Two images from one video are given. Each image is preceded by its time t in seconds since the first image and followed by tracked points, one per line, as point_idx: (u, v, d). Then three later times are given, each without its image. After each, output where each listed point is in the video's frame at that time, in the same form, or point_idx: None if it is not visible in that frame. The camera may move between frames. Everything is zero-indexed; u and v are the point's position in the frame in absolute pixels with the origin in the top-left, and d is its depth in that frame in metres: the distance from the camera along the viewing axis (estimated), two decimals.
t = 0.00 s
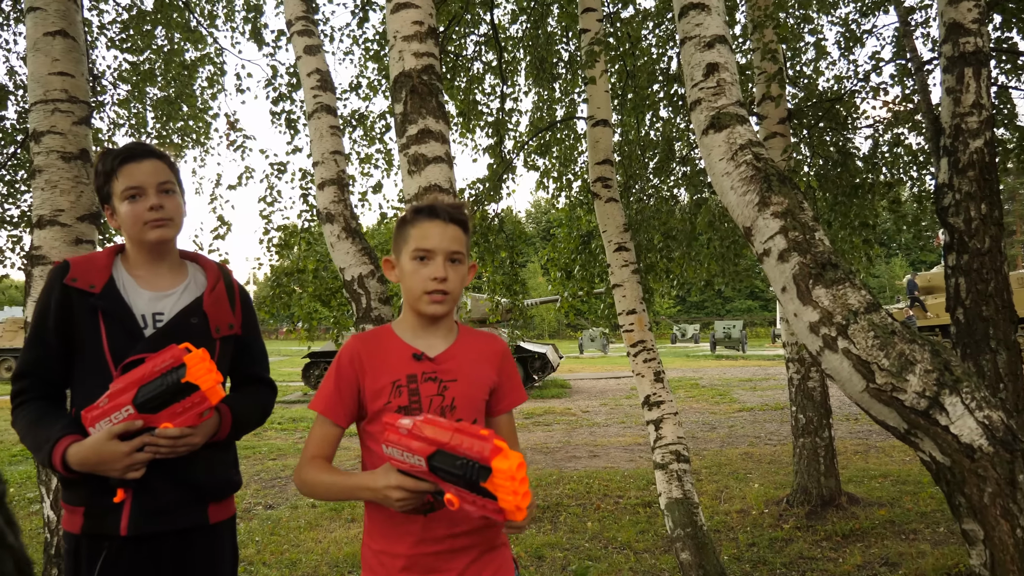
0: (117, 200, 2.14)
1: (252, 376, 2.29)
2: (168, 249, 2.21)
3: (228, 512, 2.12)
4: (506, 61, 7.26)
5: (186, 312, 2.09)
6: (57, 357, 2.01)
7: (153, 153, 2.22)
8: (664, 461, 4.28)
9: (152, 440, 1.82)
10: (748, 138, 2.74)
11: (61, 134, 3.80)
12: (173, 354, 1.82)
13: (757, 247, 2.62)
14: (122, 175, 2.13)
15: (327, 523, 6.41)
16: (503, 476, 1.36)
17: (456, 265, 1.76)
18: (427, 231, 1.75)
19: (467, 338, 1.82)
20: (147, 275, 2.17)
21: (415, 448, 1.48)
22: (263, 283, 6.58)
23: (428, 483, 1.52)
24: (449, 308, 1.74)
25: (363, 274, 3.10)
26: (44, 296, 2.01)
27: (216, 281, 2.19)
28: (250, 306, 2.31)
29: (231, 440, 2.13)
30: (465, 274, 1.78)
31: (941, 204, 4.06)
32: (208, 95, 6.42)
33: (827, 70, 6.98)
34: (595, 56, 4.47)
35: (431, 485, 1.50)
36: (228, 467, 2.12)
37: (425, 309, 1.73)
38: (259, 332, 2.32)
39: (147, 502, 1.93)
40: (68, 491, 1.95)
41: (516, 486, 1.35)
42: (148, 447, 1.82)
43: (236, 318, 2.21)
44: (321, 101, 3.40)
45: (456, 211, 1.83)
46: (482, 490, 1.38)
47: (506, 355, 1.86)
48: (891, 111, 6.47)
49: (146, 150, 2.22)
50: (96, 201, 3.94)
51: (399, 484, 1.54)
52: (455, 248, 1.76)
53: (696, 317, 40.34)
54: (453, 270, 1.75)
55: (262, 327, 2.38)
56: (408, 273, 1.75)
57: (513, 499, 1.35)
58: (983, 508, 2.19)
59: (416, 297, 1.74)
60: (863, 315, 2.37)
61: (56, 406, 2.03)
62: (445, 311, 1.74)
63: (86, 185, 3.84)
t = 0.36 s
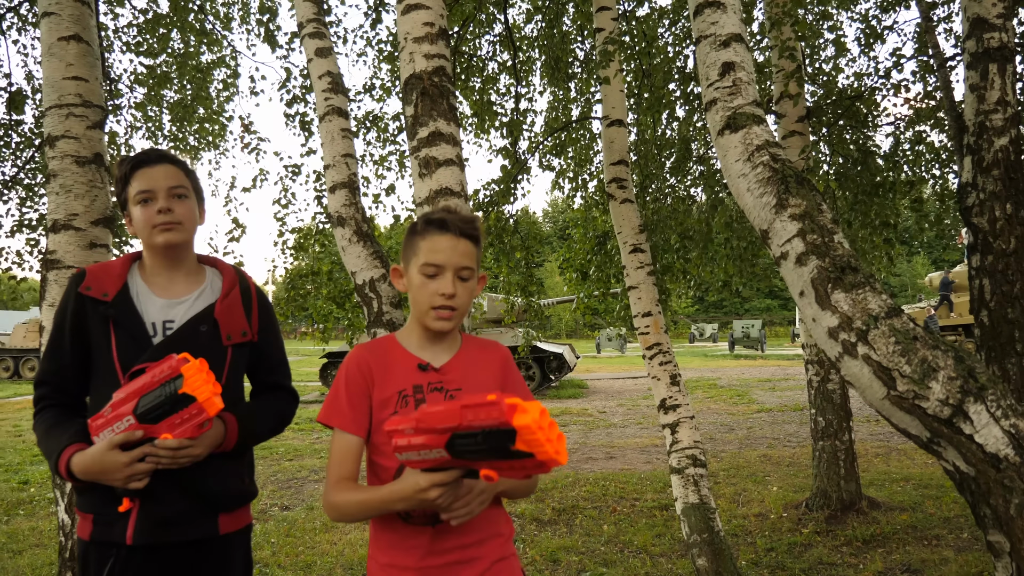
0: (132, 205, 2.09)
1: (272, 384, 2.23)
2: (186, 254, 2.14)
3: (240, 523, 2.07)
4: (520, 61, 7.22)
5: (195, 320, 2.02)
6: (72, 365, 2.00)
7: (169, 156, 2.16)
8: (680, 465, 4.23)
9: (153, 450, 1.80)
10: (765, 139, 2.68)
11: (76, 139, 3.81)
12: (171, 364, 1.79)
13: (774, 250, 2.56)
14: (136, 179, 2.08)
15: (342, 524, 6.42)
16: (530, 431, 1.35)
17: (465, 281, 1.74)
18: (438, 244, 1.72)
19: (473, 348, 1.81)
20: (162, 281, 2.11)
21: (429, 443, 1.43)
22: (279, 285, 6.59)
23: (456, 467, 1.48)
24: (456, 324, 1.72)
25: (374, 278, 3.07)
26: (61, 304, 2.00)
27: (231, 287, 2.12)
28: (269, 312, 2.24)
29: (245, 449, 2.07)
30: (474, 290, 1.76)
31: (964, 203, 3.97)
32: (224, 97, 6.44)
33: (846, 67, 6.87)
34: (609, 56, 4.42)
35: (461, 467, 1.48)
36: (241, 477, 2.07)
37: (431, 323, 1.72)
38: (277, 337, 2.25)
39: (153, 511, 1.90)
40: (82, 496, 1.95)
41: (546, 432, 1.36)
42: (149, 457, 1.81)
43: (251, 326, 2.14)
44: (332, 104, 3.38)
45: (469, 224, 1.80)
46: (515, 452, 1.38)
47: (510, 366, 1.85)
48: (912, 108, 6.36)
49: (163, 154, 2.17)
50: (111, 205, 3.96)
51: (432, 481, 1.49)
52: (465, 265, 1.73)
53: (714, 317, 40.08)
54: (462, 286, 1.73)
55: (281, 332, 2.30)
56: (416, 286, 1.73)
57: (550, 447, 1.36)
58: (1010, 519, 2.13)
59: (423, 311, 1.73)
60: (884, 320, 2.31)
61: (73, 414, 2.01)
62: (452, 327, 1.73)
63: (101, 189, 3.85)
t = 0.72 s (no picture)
0: (134, 208, 1.97)
1: (276, 388, 2.09)
2: (189, 257, 2.02)
3: (241, 530, 1.96)
4: (530, 59, 7.17)
5: (193, 324, 1.89)
6: (74, 370, 1.89)
7: (175, 158, 2.05)
8: (689, 469, 4.16)
9: (147, 457, 1.69)
10: (771, 136, 2.61)
11: (79, 141, 3.81)
12: (165, 369, 1.68)
13: (781, 250, 2.49)
14: (140, 183, 1.97)
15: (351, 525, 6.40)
16: (525, 401, 1.33)
17: (455, 278, 1.69)
18: (425, 242, 1.69)
19: (466, 351, 1.76)
20: (163, 286, 1.99)
21: (427, 426, 1.41)
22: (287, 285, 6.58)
23: (452, 455, 1.45)
24: (447, 322, 1.67)
25: (375, 279, 3.03)
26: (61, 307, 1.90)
27: (232, 291, 1.99)
28: (275, 314, 2.11)
29: (246, 454, 1.96)
30: (465, 287, 1.71)
31: (982, 201, 3.87)
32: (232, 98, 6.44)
33: (860, 63, 6.76)
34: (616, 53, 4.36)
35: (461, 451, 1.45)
36: (242, 482, 1.95)
37: (422, 323, 1.67)
38: (281, 341, 2.11)
39: (150, 517, 1.79)
40: (81, 501, 1.86)
41: (542, 402, 1.34)
42: (143, 464, 1.70)
43: (253, 330, 2.01)
44: (333, 104, 3.35)
45: (456, 220, 1.76)
46: (513, 426, 1.36)
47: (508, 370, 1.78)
48: (928, 104, 6.23)
49: (169, 156, 2.05)
50: (115, 207, 3.95)
51: (430, 473, 1.46)
52: (453, 260, 1.68)
53: (730, 316, 39.80)
54: (452, 282, 1.68)
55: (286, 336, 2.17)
56: (404, 286, 1.69)
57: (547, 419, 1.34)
58: None
59: (413, 311, 1.68)
60: (894, 323, 2.23)
61: (75, 420, 1.90)
62: (443, 326, 1.67)
63: (104, 191, 3.85)
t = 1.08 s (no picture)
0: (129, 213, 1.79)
1: (272, 392, 1.88)
2: (187, 262, 1.84)
3: (240, 535, 1.74)
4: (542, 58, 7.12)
5: (188, 326, 1.70)
6: (68, 374, 1.71)
7: (174, 161, 1.86)
8: (701, 473, 4.09)
9: (142, 461, 1.53)
10: (779, 133, 2.53)
11: (88, 143, 3.80)
12: (161, 371, 1.53)
13: (788, 251, 2.41)
14: (135, 187, 1.78)
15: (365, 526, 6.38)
16: (563, 423, 1.25)
17: (433, 283, 1.65)
18: (402, 245, 1.64)
19: (450, 357, 1.71)
20: (159, 292, 1.80)
21: (483, 411, 1.39)
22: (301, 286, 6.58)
23: (463, 459, 1.37)
24: (428, 328, 1.63)
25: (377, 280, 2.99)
26: (54, 310, 1.73)
27: (230, 294, 1.79)
28: (272, 315, 1.92)
29: (245, 457, 1.75)
30: (445, 291, 1.66)
31: (1004, 198, 3.75)
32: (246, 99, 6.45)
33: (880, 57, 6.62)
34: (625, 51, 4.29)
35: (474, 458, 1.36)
36: (240, 487, 1.75)
37: (402, 330, 1.62)
38: (282, 345, 1.92)
39: (147, 521, 1.59)
40: (76, 505, 1.65)
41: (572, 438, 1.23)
42: (139, 468, 1.54)
43: (251, 333, 1.82)
44: (336, 104, 3.32)
45: (433, 222, 1.73)
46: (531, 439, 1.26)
47: (497, 376, 1.72)
48: (951, 98, 6.08)
49: (167, 158, 1.86)
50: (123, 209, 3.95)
51: (440, 462, 1.39)
52: (432, 264, 1.64)
53: (753, 315, 39.41)
54: (431, 287, 1.64)
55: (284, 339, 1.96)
56: (383, 292, 1.65)
57: (559, 451, 1.21)
58: None
59: (393, 318, 1.64)
60: (905, 325, 2.15)
61: (69, 426, 1.72)
62: (424, 332, 1.63)
63: (112, 193, 3.84)
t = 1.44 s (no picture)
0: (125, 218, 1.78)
1: (269, 398, 1.83)
2: (183, 267, 1.83)
3: (238, 540, 1.69)
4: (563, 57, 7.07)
5: (182, 331, 1.67)
6: (65, 379, 1.70)
7: (170, 165, 1.85)
8: (720, 477, 4.01)
9: (135, 466, 1.48)
10: (791, 130, 2.46)
11: (107, 149, 3.84)
12: (153, 377, 1.47)
13: (800, 251, 2.34)
14: (131, 192, 1.78)
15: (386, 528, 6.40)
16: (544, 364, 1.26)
17: (421, 293, 1.64)
18: (389, 256, 1.64)
19: (437, 366, 1.70)
20: (155, 297, 1.79)
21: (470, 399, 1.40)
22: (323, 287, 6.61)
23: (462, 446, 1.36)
24: (415, 340, 1.62)
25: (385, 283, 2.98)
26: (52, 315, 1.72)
27: (226, 298, 1.76)
28: (269, 320, 1.88)
29: (242, 462, 1.69)
30: (432, 302, 1.66)
31: None
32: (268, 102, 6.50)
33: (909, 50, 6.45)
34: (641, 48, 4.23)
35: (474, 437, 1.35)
36: (237, 493, 1.69)
37: (389, 343, 1.61)
38: (280, 349, 1.88)
39: (142, 527, 1.53)
40: (72, 511, 1.60)
41: (556, 367, 1.24)
42: (132, 474, 1.49)
43: (247, 338, 1.79)
44: (346, 106, 3.32)
45: (420, 230, 1.72)
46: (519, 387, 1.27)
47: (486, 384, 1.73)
48: (984, 91, 5.90)
49: (164, 162, 1.85)
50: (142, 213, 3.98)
51: (438, 458, 1.38)
52: (419, 274, 1.63)
53: (786, 314, 38.81)
54: (418, 299, 1.63)
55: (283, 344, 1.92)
56: (369, 303, 1.63)
57: (548, 378, 1.22)
58: None
59: (380, 330, 1.63)
60: (920, 329, 2.07)
61: (67, 433, 1.70)
62: (412, 345, 1.62)
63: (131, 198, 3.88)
